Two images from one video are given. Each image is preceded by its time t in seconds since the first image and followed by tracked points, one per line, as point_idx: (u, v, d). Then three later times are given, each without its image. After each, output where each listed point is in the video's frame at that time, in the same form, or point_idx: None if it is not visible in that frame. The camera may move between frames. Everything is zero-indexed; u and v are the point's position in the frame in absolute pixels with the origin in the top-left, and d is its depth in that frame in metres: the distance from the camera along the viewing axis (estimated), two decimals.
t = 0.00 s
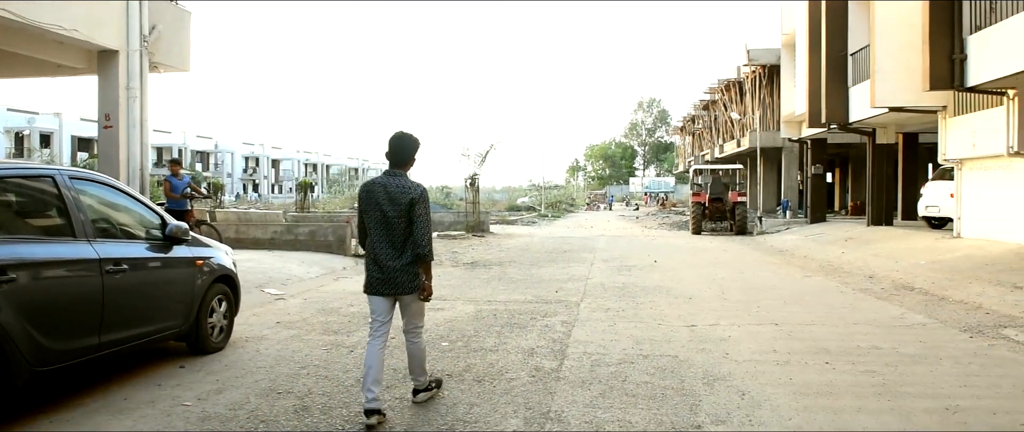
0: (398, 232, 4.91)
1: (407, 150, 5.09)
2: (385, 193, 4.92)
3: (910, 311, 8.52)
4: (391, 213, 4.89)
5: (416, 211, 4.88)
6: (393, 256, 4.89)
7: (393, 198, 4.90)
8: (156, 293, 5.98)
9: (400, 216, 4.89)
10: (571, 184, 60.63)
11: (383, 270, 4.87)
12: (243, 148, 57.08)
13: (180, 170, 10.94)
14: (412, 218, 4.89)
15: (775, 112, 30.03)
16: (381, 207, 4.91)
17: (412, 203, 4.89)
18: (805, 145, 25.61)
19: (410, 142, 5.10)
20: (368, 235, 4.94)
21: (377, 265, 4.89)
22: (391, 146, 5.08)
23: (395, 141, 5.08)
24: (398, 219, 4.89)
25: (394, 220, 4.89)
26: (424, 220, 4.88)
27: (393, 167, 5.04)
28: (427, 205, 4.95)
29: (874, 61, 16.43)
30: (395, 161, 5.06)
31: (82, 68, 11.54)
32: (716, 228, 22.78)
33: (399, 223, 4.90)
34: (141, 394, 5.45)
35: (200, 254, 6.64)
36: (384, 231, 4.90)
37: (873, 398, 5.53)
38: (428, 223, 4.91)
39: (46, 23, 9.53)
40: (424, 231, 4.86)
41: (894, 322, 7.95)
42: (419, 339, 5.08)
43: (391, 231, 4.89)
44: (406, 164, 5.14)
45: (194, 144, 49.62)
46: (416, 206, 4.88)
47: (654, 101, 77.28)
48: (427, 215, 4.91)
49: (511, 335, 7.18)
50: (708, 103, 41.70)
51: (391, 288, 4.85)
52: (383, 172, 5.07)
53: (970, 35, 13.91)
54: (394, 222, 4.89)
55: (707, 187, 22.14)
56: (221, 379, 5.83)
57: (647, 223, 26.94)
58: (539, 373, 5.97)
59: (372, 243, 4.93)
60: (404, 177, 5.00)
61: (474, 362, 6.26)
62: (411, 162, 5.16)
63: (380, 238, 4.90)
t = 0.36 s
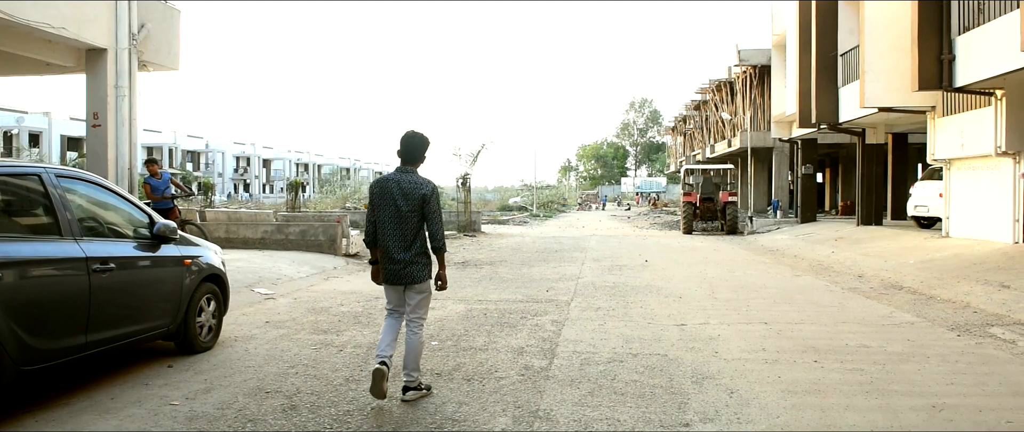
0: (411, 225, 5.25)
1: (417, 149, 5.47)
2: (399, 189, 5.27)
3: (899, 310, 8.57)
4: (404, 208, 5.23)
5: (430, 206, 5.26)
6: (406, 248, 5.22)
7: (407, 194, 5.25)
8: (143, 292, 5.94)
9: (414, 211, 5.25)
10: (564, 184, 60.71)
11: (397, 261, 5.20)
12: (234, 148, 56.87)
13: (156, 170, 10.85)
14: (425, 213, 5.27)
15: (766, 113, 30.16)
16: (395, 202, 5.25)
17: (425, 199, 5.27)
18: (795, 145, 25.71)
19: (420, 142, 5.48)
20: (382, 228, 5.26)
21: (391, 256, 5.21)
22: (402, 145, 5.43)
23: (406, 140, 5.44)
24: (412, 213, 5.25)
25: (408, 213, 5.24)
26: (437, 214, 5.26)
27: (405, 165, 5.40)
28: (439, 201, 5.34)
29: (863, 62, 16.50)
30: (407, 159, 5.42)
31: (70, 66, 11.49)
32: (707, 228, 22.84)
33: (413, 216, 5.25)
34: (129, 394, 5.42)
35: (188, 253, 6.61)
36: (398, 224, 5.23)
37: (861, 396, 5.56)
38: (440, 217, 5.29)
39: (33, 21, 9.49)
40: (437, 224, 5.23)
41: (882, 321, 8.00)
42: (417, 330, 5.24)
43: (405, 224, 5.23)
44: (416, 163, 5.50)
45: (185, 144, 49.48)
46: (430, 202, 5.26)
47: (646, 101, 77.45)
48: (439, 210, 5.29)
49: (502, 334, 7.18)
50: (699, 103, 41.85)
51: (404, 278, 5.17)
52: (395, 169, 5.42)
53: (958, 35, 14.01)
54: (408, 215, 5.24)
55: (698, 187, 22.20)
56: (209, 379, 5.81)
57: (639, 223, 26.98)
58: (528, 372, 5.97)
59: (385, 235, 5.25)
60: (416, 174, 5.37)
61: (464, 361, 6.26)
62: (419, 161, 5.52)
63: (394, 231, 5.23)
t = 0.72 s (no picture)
0: (415, 222, 5.54)
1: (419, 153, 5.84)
2: (404, 189, 5.58)
3: (887, 309, 8.62)
4: (410, 205, 5.54)
5: (434, 204, 5.60)
6: (411, 243, 5.49)
7: (412, 192, 5.58)
8: (131, 291, 5.92)
9: (419, 208, 5.56)
10: (556, 183, 60.77)
11: (403, 256, 5.45)
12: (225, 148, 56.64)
13: (144, 170, 10.80)
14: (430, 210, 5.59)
15: (757, 113, 30.27)
16: (401, 201, 5.55)
17: (430, 197, 5.61)
18: (786, 145, 25.80)
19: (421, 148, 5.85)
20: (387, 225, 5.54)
21: (396, 252, 5.48)
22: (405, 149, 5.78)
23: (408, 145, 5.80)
24: (418, 210, 5.56)
25: (413, 210, 5.54)
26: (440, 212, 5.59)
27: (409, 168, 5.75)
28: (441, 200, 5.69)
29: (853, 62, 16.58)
30: (410, 163, 5.77)
31: (59, 65, 11.44)
32: (698, 228, 22.90)
33: (418, 213, 5.56)
34: (117, 394, 5.39)
35: (177, 253, 6.59)
36: (403, 221, 5.52)
37: (849, 394, 5.58)
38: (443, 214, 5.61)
39: (20, 19, 9.45)
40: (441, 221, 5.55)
41: (870, 320, 8.05)
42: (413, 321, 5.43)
43: (411, 220, 5.52)
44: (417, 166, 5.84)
45: (175, 143, 49.29)
46: (434, 200, 5.61)
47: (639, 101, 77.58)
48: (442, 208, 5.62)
49: (491, 333, 7.19)
50: (691, 103, 41.99)
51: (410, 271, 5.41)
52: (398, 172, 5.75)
53: (946, 36, 14.10)
54: (413, 212, 5.54)
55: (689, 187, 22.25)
56: (197, 378, 5.79)
57: (630, 223, 27.02)
58: (518, 371, 5.97)
59: (391, 232, 5.53)
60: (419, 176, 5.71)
61: (454, 360, 6.25)
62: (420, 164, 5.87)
63: (399, 227, 5.51)
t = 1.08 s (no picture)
0: (414, 222, 5.72)
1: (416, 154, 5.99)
2: (402, 191, 5.75)
3: (875, 309, 8.66)
4: (408, 206, 5.72)
5: (431, 204, 5.76)
6: (411, 243, 5.69)
7: (410, 194, 5.75)
8: (118, 291, 5.89)
9: (416, 209, 5.74)
10: (547, 184, 60.77)
11: (402, 256, 5.65)
12: (215, 147, 56.37)
13: (134, 169, 10.75)
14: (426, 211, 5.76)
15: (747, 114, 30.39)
16: (400, 203, 5.73)
17: (427, 198, 5.77)
18: (776, 145, 25.90)
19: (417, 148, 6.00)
20: (387, 227, 5.73)
21: (396, 252, 5.67)
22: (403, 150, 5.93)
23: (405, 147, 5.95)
24: (415, 211, 5.73)
25: (411, 211, 5.73)
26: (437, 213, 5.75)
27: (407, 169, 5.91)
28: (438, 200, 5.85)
29: (843, 63, 16.67)
30: (407, 164, 5.92)
31: (46, 64, 11.38)
32: (689, 228, 22.96)
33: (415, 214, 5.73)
34: (103, 395, 5.37)
35: (164, 253, 6.56)
36: (402, 222, 5.70)
37: (836, 393, 5.61)
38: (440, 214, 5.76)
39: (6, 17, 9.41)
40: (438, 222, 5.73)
41: (857, 319, 8.09)
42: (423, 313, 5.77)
43: (409, 222, 5.71)
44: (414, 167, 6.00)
45: (164, 143, 49.06)
46: (430, 201, 5.77)
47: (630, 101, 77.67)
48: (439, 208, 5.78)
49: (480, 333, 7.19)
50: (681, 103, 42.11)
51: (409, 270, 5.63)
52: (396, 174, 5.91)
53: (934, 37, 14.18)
54: (411, 213, 5.73)
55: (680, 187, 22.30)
56: (184, 379, 5.76)
57: (622, 223, 27.07)
58: (506, 371, 5.97)
59: (391, 233, 5.72)
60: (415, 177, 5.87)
61: (442, 360, 6.25)
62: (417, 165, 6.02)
63: (397, 228, 5.70)
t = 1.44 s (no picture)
0: (408, 221, 5.82)
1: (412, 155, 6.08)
2: (397, 191, 5.85)
3: (861, 308, 8.72)
4: (403, 205, 5.82)
5: (426, 205, 5.85)
6: (405, 241, 5.79)
7: (405, 193, 5.85)
8: (102, 294, 5.85)
9: (411, 209, 5.83)
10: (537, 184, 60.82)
11: (396, 253, 5.76)
12: (203, 149, 56.09)
13: (124, 171, 10.67)
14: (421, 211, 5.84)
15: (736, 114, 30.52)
16: (395, 202, 5.82)
17: (421, 198, 5.85)
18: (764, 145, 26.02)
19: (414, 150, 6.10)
20: (383, 225, 5.84)
21: (390, 249, 5.78)
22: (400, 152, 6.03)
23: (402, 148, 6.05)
24: (410, 210, 5.83)
25: (406, 211, 5.83)
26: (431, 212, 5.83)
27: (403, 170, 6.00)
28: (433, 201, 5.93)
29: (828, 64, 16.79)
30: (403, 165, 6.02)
31: (30, 66, 11.31)
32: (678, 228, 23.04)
33: (410, 213, 5.83)
34: (87, 399, 5.33)
35: (149, 256, 6.53)
36: (397, 221, 5.80)
37: (821, 393, 5.64)
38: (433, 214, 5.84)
39: None
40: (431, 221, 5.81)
41: (843, 318, 8.14)
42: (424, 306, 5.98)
43: (404, 221, 5.82)
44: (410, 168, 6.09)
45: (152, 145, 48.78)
46: (425, 201, 5.85)
47: (619, 102, 77.82)
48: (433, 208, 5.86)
49: (467, 335, 7.20)
50: (670, 104, 42.26)
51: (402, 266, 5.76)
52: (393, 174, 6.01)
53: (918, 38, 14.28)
54: (406, 212, 5.83)
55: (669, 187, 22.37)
56: (168, 383, 5.73)
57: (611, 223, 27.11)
58: (493, 373, 5.97)
59: (385, 231, 5.82)
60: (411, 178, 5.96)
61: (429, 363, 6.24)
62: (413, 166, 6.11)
63: (393, 227, 5.80)
